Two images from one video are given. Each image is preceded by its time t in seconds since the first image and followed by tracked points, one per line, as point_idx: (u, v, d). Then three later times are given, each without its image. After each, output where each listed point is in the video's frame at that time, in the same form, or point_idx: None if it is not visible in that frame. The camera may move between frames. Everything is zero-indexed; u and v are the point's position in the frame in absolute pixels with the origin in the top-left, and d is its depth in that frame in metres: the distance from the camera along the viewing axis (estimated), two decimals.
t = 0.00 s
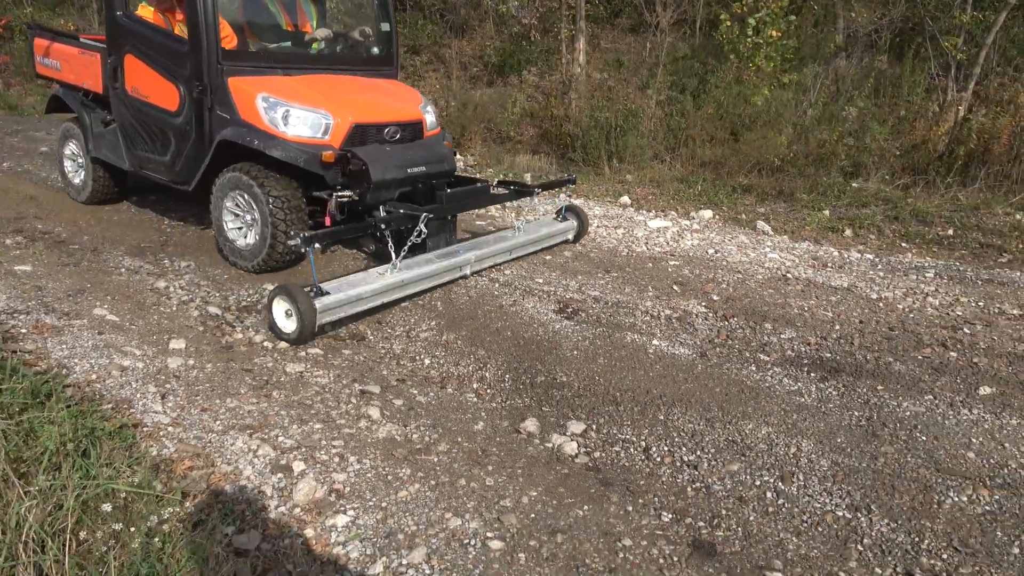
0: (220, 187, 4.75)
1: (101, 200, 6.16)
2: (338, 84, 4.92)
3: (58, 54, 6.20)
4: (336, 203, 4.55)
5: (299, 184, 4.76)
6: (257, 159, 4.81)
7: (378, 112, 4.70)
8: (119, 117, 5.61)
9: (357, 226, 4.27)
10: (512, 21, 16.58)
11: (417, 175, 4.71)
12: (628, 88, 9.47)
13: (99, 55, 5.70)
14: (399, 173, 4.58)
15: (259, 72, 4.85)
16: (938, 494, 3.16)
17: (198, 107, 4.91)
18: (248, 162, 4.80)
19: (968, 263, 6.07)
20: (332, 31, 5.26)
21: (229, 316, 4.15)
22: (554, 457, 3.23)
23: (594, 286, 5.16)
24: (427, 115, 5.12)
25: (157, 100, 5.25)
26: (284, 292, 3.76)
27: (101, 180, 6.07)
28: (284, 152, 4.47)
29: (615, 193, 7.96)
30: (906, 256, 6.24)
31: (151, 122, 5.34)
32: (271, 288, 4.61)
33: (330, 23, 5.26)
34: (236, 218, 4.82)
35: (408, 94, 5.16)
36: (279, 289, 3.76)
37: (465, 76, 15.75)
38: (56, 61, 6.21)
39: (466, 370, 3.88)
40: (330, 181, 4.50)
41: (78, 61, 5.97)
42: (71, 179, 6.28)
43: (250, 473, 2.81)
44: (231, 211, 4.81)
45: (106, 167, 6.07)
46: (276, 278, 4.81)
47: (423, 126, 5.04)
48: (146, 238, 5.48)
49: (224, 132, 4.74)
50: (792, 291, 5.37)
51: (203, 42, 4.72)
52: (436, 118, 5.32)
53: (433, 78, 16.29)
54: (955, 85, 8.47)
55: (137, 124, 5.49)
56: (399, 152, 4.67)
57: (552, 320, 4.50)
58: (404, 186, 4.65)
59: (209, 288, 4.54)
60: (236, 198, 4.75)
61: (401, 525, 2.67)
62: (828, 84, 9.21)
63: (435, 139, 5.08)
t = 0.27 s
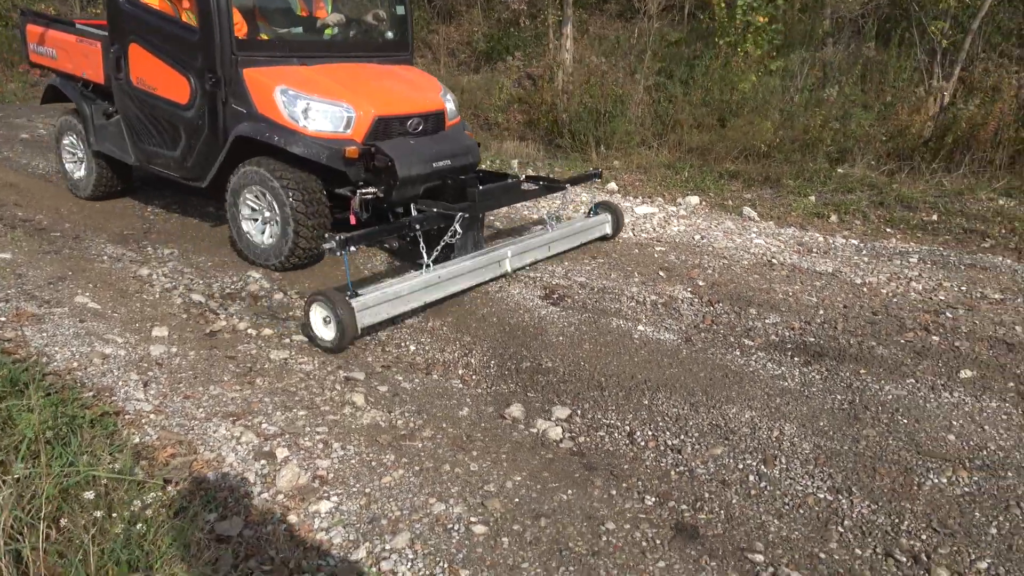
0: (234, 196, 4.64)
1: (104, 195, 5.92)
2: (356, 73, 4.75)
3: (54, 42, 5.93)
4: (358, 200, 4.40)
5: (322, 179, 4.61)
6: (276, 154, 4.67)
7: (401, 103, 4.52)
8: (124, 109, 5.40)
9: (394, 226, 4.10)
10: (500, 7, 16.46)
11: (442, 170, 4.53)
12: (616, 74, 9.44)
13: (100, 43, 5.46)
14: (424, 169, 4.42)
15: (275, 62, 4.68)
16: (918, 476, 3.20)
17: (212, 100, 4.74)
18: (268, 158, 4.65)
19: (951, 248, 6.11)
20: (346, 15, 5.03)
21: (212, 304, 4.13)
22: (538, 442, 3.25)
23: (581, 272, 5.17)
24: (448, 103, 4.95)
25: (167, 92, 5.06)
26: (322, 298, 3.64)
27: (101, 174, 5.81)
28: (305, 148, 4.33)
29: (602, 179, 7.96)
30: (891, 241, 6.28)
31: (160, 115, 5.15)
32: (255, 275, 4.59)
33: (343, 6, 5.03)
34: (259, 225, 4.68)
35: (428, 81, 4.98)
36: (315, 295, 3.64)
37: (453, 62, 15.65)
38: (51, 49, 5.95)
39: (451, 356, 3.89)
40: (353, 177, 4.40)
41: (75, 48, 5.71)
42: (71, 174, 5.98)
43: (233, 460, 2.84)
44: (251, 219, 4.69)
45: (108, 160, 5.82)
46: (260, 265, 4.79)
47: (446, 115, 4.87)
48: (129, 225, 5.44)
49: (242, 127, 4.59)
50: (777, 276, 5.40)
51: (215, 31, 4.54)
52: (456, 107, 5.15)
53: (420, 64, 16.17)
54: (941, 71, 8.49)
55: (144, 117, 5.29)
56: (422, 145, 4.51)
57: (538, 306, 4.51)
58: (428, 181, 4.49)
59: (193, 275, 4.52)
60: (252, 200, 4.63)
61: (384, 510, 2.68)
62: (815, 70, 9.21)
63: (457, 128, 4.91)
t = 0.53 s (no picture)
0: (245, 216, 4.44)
1: (98, 198, 5.61)
2: (367, 67, 4.49)
3: (41, 36, 5.56)
4: (376, 205, 4.19)
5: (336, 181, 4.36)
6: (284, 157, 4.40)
7: (417, 101, 4.29)
8: (118, 108, 5.07)
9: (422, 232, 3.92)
10: None
11: (460, 169, 4.36)
12: (596, 65, 9.43)
13: (90, 37, 5.11)
14: (445, 169, 4.23)
15: (281, 57, 4.38)
16: (891, 463, 3.26)
17: (216, 100, 4.43)
18: (278, 160, 4.37)
19: (925, 239, 6.20)
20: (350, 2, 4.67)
21: (188, 296, 4.09)
22: (516, 433, 3.25)
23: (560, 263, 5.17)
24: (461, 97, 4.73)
25: (164, 90, 4.73)
26: (348, 312, 3.48)
27: (96, 176, 5.47)
28: (319, 153, 4.08)
29: (581, 170, 7.96)
30: (866, 233, 6.36)
31: (158, 115, 4.83)
32: (231, 267, 4.54)
33: None
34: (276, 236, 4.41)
35: (440, 74, 4.75)
36: (340, 309, 3.49)
37: (432, 52, 15.55)
38: (36, 41, 5.61)
39: (429, 348, 3.87)
40: (369, 181, 4.17)
41: (64, 42, 5.33)
42: (64, 175, 5.65)
43: (208, 453, 2.82)
44: (267, 233, 4.44)
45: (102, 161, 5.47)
46: (237, 256, 4.74)
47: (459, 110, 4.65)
48: (101, 216, 5.36)
49: (249, 128, 4.30)
50: (754, 267, 5.44)
51: (219, 27, 4.20)
52: (468, 100, 4.93)
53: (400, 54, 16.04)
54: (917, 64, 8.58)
55: (140, 117, 4.96)
56: (440, 144, 4.31)
57: (517, 297, 4.50)
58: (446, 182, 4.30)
59: (168, 268, 4.47)
60: (263, 213, 4.41)
61: (361, 502, 2.68)
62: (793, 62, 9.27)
63: (471, 124, 4.71)
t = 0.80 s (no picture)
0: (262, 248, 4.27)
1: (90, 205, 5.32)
2: (378, 70, 4.33)
3: (26, 35, 5.21)
4: (393, 214, 4.01)
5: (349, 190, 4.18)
6: (294, 164, 4.22)
7: (433, 105, 4.13)
8: (113, 112, 4.81)
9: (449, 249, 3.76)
10: None
11: (479, 176, 4.15)
12: (570, 62, 9.45)
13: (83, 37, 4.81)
14: (463, 178, 4.04)
15: (289, 60, 4.21)
16: (856, 456, 3.32)
17: (222, 105, 4.23)
18: (289, 168, 4.20)
19: (892, 236, 6.32)
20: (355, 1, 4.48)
21: (155, 294, 4.03)
22: (488, 429, 3.26)
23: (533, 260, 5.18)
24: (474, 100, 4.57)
25: (164, 94, 4.50)
26: (363, 328, 3.36)
27: (88, 181, 5.19)
28: (334, 161, 3.90)
29: (555, 168, 7.99)
30: (835, 230, 6.46)
31: (157, 120, 4.59)
32: (199, 264, 4.49)
33: None
34: (293, 249, 4.20)
35: (452, 76, 4.58)
36: (353, 325, 3.37)
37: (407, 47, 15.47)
38: (21, 41, 5.25)
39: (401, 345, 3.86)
40: (385, 189, 4.02)
41: (52, 42, 5.00)
42: (52, 181, 5.34)
43: (174, 453, 2.79)
44: (284, 252, 4.23)
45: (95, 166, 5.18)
46: (205, 254, 4.68)
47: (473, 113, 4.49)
48: (66, 213, 5.27)
49: (259, 134, 4.12)
50: (725, 264, 5.51)
51: (225, 29, 4.01)
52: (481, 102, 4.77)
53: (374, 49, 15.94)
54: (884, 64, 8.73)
55: (138, 121, 4.71)
56: (458, 150, 4.13)
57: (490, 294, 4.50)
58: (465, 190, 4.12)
59: (135, 265, 4.40)
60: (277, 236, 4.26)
61: (330, 500, 2.67)
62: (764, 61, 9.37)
63: (486, 128, 4.53)
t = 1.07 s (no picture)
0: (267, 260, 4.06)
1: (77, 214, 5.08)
2: (391, 73, 4.14)
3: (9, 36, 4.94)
4: (412, 224, 3.88)
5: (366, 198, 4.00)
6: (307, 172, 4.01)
7: (452, 111, 3.96)
8: (107, 117, 4.57)
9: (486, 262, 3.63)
10: None
11: (500, 184, 4.00)
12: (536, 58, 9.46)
13: (73, 37, 4.55)
14: (486, 185, 3.89)
15: (299, 62, 3.99)
16: (818, 445, 3.39)
17: (229, 111, 4.01)
18: (300, 176, 3.99)
19: (852, 230, 6.46)
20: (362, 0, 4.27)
21: (113, 295, 3.95)
22: (455, 426, 3.25)
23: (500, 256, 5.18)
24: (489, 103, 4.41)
25: (163, 98, 4.27)
26: (398, 353, 3.19)
27: (75, 189, 4.94)
28: (353, 169, 3.71)
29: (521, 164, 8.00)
30: (797, 224, 6.58)
31: (156, 126, 4.36)
32: (159, 264, 4.40)
33: None
34: (310, 263, 4.01)
35: (465, 79, 4.42)
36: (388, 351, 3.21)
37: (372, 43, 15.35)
38: (4, 43, 4.99)
39: (368, 343, 3.83)
40: (403, 199, 3.84)
41: (38, 43, 4.74)
42: (33, 190, 5.07)
43: (134, 456, 2.75)
44: (306, 268, 4.02)
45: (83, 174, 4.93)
46: (166, 253, 4.60)
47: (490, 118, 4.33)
48: (20, 212, 5.14)
49: (269, 141, 3.91)
50: (690, 258, 5.57)
51: (234, 29, 3.80)
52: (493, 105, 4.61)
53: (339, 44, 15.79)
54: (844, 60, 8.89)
55: (134, 127, 4.47)
56: (478, 158, 3.97)
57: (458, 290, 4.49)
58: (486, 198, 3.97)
59: (92, 265, 4.31)
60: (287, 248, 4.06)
61: (295, 500, 2.65)
62: (727, 58, 9.48)
63: (501, 133, 4.38)
